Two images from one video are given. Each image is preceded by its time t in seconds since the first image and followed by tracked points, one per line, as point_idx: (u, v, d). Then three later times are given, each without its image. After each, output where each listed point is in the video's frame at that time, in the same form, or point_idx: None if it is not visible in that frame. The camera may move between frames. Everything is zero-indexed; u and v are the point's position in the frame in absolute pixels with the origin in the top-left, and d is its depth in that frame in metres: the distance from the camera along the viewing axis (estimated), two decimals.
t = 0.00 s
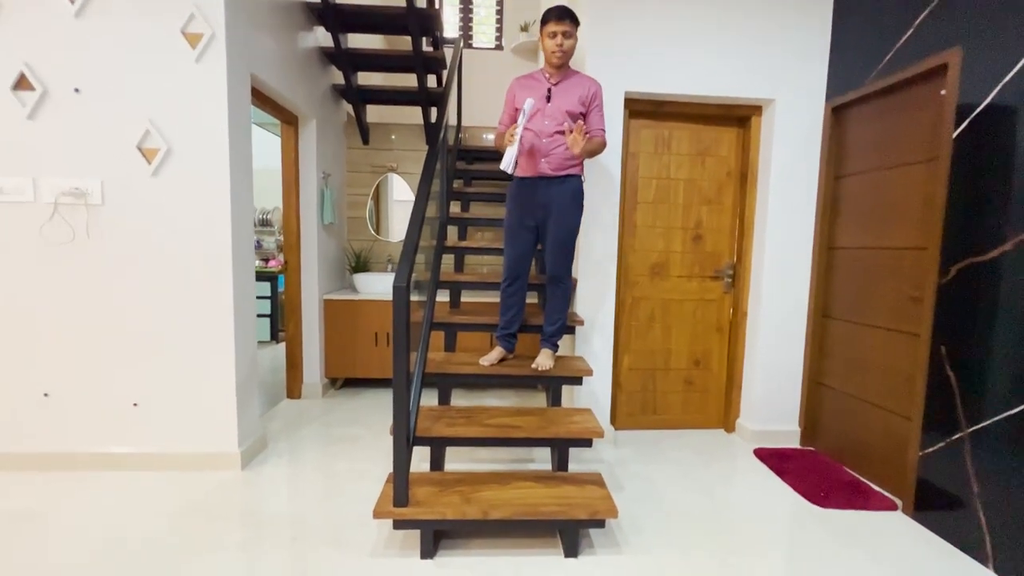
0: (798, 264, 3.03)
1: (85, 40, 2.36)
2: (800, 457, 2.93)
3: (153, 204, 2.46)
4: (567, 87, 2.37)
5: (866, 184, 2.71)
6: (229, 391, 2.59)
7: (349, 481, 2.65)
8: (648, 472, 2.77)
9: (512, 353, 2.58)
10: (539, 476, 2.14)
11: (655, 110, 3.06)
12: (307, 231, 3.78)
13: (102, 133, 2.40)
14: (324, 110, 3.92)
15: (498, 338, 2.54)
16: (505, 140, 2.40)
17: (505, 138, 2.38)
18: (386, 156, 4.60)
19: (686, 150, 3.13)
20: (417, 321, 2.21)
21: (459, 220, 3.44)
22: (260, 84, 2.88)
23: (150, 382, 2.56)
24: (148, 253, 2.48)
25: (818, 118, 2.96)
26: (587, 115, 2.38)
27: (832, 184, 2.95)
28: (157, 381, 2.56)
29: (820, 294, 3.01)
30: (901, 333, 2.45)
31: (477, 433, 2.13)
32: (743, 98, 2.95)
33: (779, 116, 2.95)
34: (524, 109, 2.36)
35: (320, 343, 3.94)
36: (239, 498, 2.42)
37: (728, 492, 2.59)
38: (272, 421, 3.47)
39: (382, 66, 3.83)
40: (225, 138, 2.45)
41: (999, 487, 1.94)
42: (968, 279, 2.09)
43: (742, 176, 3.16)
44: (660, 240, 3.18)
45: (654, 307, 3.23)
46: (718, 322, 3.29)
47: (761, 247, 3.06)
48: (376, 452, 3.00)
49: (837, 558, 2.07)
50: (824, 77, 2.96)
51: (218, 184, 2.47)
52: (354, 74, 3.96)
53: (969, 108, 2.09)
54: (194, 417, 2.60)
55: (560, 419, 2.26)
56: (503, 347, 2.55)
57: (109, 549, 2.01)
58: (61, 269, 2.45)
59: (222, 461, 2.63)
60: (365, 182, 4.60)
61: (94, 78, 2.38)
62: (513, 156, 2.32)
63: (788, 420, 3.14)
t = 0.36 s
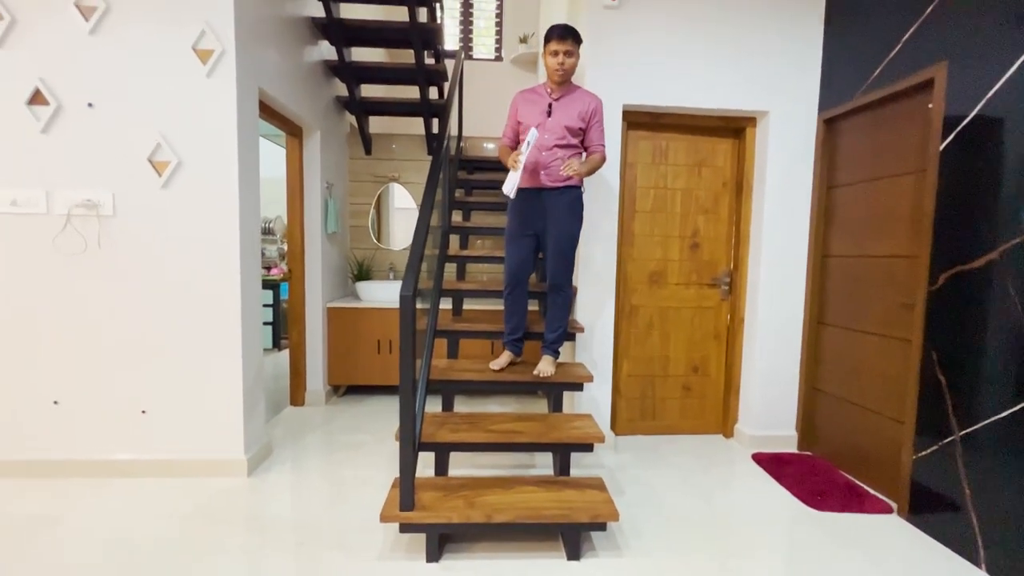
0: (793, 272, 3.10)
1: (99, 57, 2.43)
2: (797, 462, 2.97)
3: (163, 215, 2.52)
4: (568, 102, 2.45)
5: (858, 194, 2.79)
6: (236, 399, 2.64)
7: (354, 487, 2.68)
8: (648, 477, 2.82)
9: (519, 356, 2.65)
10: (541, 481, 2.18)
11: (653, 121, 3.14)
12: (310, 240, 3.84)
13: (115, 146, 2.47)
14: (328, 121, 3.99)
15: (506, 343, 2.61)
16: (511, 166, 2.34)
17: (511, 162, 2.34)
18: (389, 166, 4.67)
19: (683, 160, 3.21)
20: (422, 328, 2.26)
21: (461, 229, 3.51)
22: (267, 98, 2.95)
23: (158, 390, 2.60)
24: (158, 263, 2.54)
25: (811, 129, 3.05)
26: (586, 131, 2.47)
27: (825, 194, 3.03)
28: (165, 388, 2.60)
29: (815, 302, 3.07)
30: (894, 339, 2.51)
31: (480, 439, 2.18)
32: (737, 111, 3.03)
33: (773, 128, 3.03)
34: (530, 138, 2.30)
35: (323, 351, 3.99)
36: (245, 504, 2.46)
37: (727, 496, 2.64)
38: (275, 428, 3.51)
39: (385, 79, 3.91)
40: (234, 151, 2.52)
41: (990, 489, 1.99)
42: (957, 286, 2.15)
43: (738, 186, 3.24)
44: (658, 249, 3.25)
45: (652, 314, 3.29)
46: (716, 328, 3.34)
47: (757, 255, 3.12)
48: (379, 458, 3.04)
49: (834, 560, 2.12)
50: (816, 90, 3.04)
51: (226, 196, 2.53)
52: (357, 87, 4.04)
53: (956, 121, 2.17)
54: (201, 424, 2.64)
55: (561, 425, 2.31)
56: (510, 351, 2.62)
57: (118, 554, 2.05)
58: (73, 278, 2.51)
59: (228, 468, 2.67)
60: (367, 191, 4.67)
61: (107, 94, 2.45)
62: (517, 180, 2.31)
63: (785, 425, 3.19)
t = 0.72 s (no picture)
0: (788, 276, 3.16)
1: (111, 69, 2.50)
2: (794, 463, 3.02)
3: (172, 222, 2.57)
4: (564, 111, 2.52)
5: (850, 200, 2.85)
6: (242, 402, 2.68)
7: (358, 489, 2.73)
8: (647, 477, 2.86)
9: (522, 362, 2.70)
10: (543, 481, 2.23)
11: (650, 129, 3.21)
12: (314, 245, 3.90)
13: (125, 155, 2.53)
14: (331, 128, 4.06)
15: (509, 348, 2.66)
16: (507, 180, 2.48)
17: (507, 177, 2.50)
18: (390, 172, 4.74)
19: (680, 167, 3.28)
20: (426, 332, 2.32)
21: (463, 234, 3.57)
22: (273, 107, 3.01)
23: (166, 393, 2.65)
24: (166, 269, 2.59)
25: (804, 137, 3.12)
26: (583, 138, 2.53)
27: (819, 199, 3.09)
28: (173, 392, 2.65)
29: (810, 305, 3.13)
30: (887, 341, 2.57)
31: (483, 440, 2.23)
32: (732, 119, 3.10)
33: (767, 135, 3.11)
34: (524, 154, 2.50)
35: (326, 355, 4.04)
36: (251, 506, 2.50)
37: (725, 496, 2.69)
38: (279, 431, 3.55)
39: (387, 87, 3.98)
40: (242, 159, 2.58)
41: (980, 486, 2.05)
42: (947, 289, 2.22)
43: (734, 192, 3.31)
44: (656, 254, 3.31)
45: (650, 318, 3.34)
46: (713, 331, 3.40)
47: (753, 259, 3.19)
48: (383, 461, 3.09)
49: (829, 557, 2.17)
50: (809, 98, 3.12)
51: (234, 203, 2.59)
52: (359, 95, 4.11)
53: (943, 128, 2.24)
54: (208, 427, 2.68)
55: (563, 426, 2.36)
56: (513, 356, 2.67)
57: (127, 555, 2.09)
58: (84, 284, 2.56)
59: (234, 470, 2.71)
60: (369, 197, 4.74)
61: (118, 104, 2.51)
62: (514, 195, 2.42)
63: (782, 426, 3.24)
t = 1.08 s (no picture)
0: (784, 281, 3.21)
1: (119, 78, 2.55)
2: (791, 466, 3.06)
3: (178, 229, 2.62)
4: (558, 121, 2.56)
5: (844, 207, 2.91)
6: (244, 405, 2.71)
7: (360, 491, 2.76)
8: (646, 480, 2.90)
9: (526, 365, 2.74)
10: (543, 483, 2.26)
11: (647, 137, 3.27)
12: (315, 251, 3.94)
13: (132, 163, 2.57)
14: (333, 135, 4.11)
15: (512, 351, 2.70)
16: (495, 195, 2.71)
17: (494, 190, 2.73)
18: (391, 179, 4.80)
19: (677, 174, 3.34)
20: (427, 336, 2.36)
21: (463, 240, 3.61)
22: (276, 115, 3.06)
23: (170, 397, 2.68)
24: (171, 275, 2.63)
25: (798, 145, 3.18)
26: (579, 146, 2.56)
27: (813, 207, 3.15)
28: (177, 395, 2.68)
29: (806, 310, 3.18)
30: (881, 345, 2.61)
31: (484, 442, 2.27)
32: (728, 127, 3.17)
33: (762, 143, 3.17)
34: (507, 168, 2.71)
35: (327, 360, 4.07)
36: (254, 509, 2.53)
37: (722, 499, 2.72)
38: (280, 435, 3.57)
39: (388, 95, 4.04)
40: (247, 167, 2.62)
41: (972, 487, 2.09)
42: (938, 293, 2.26)
43: (730, 199, 3.36)
44: (654, 259, 3.36)
45: (648, 322, 3.39)
46: (710, 336, 3.45)
47: (750, 264, 3.24)
48: (383, 464, 3.11)
49: (825, 557, 2.20)
50: (803, 107, 3.18)
51: (239, 210, 2.63)
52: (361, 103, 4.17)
53: (933, 136, 2.30)
54: (211, 431, 2.71)
55: (562, 429, 2.40)
56: (516, 359, 2.71)
57: (132, 557, 2.11)
58: (90, 290, 2.60)
59: (237, 474, 2.74)
60: (370, 204, 4.79)
61: (125, 113, 2.56)
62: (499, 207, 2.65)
63: (779, 430, 3.28)
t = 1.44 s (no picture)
0: (783, 284, 3.23)
1: (123, 83, 2.57)
2: (791, 468, 3.07)
3: (182, 232, 2.64)
4: (538, 123, 2.57)
5: (842, 211, 2.93)
6: (246, 408, 2.73)
7: (361, 493, 2.77)
8: (646, 483, 2.91)
9: (530, 370, 2.75)
10: (544, 485, 2.28)
11: (647, 141, 3.29)
12: (317, 254, 3.96)
13: (136, 167, 2.60)
14: (335, 139, 4.13)
15: (516, 354, 2.71)
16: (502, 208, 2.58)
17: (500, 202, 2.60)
18: (393, 183, 4.82)
19: (677, 178, 3.36)
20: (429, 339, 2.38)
21: (464, 244, 3.63)
22: (279, 119, 3.08)
23: (172, 399, 2.69)
24: (174, 278, 2.65)
25: (797, 149, 3.21)
26: (562, 143, 2.55)
27: (811, 211, 3.18)
28: (180, 397, 2.70)
29: (804, 313, 3.20)
30: (878, 347, 2.63)
31: (485, 445, 2.28)
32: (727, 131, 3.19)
33: (761, 147, 3.20)
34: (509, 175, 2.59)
35: (329, 363, 4.08)
36: (256, 511, 2.54)
37: (722, 501, 2.73)
38: (281, 438, 3.58)
39: (390, 100, 4.06)
40: (250, 171, 2.65)
41: (969, 489, 2.11)
42: (935, 296, 2.29)
43: (729, 203, 3.38)
44: (654, 262, 3.38)
45: (648, 325, 3.41)
46: (710, 338, 3.46)
47: (749, 267, 3.26)
48: (385, 466, 3.12)
49: (824, 559, 2.21)
50: (801, 111, 3.21)
51: (242, 214, 2.65)
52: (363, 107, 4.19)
53: (929, 141, 2.32)
54: (213, 433, 2.73)
55: (563, 431, 2.41)
56: (519, 363, 2.72)
57: (134, 559, 2.12)
58: (94, 293, 2.62)
59: (238, 476, 2.75)
60: (371, 207, 4.81)
61: (130, 117, 2.59)
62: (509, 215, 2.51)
63: (779, 432, 3.29)
